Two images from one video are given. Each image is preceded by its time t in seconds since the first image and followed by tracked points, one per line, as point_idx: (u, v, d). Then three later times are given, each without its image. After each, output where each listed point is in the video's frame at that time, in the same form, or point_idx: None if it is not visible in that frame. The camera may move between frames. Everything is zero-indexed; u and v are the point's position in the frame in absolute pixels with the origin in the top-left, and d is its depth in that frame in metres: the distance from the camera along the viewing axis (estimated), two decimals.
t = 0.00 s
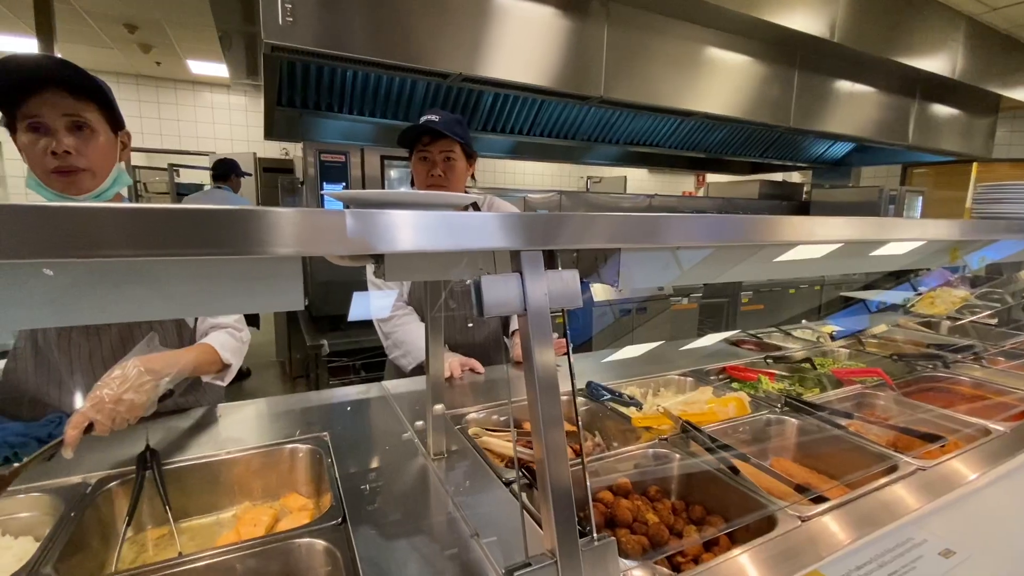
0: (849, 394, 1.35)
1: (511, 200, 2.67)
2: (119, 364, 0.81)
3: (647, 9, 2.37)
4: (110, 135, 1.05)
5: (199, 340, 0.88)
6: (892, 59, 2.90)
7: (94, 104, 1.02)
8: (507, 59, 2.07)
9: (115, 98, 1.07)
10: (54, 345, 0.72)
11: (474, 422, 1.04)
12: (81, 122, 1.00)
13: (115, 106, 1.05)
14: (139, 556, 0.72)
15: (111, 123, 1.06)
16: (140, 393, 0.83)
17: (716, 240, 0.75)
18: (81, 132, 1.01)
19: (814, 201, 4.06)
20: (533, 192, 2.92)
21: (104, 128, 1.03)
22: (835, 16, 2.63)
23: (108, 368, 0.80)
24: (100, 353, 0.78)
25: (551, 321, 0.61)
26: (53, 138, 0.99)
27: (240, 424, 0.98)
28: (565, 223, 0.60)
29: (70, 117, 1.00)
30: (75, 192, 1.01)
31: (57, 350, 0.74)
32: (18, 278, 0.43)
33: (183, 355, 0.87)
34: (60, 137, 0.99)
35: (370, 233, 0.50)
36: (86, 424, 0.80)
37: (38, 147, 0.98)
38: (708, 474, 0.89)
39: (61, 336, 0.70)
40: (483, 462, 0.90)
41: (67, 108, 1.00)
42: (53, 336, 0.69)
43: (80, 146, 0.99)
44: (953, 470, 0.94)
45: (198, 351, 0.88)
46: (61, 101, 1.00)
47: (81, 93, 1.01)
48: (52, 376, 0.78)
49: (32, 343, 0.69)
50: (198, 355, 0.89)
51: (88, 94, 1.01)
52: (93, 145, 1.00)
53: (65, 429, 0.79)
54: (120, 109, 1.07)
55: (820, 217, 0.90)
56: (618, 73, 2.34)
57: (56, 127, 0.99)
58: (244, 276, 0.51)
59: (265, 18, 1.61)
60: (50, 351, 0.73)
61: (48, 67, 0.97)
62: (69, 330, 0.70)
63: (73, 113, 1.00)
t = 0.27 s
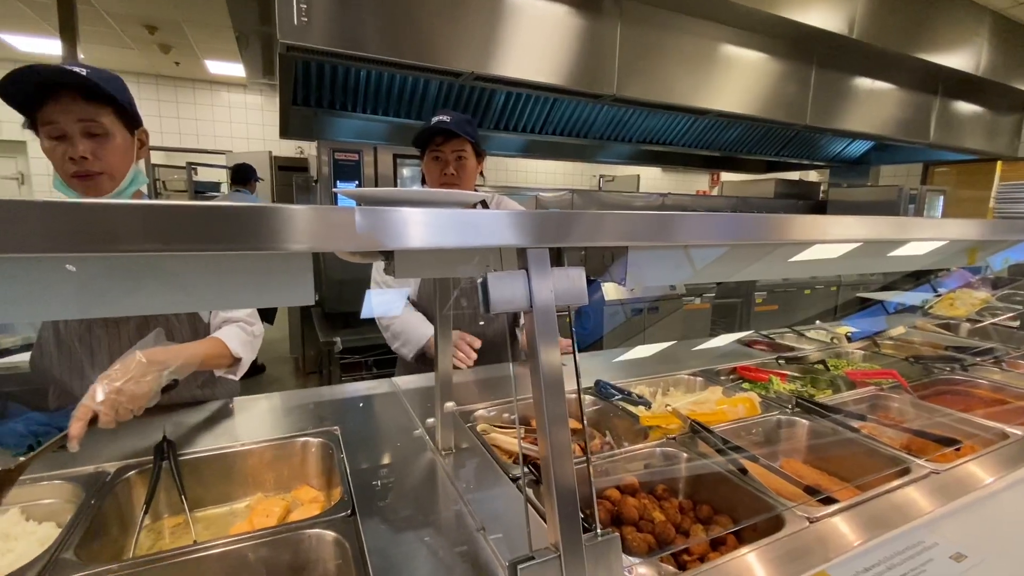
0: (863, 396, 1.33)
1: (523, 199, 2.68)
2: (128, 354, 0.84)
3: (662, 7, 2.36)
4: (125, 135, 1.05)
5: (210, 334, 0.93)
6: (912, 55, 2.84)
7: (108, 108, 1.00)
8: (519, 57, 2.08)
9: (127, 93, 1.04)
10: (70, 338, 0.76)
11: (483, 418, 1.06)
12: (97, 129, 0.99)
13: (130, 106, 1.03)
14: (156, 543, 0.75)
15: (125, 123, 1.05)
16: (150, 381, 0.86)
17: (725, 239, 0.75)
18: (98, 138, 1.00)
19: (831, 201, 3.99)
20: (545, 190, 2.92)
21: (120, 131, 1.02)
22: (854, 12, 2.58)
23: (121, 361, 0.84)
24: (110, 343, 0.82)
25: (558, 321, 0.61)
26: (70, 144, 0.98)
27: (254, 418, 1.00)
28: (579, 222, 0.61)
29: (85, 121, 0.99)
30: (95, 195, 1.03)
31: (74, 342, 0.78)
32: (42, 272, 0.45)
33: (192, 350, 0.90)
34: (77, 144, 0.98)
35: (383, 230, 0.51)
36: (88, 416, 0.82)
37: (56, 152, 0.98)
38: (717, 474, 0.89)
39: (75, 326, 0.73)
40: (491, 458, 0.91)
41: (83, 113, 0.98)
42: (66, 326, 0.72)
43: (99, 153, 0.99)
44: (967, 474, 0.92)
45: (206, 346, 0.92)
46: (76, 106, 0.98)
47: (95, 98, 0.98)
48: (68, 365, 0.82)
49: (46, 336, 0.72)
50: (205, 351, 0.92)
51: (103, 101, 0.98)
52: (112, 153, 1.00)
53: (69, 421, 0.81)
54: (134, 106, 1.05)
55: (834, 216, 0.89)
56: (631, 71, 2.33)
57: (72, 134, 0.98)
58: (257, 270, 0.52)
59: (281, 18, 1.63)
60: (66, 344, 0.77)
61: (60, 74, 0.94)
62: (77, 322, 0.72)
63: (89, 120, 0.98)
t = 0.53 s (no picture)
0: (877, 397, 1.31)
1: (534, 196, 2.68)
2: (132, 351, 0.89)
3: (676, 4, 2.34)
4: (141, 135, 1.00)
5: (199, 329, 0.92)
6: (934, 52, 2.78)
7: (116, 114, 0.94)
8: (532, 55, 2.08)
9: (136, 90, 0.96)
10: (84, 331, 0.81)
11: (491, 414, 1.07)
12: (108, 139, 0.94)
13: (141, 109, 0.96)
14: (172, 530, 0.77)
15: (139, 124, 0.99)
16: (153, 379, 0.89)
17: (737, 236, 0.74)
18: (110, 147, 0.95)
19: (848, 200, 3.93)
20: (556, 189, 2.92)
21: (131, 134, 0.97)
22: (874, 8, 2.53)
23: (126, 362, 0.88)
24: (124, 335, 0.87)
25: (564, 320, 0.61)
26: (85, 154, 0.95)
27: (268, 411, 1.02)
28: (590, 218, 0.61)
29: (95, 134, 0.93)
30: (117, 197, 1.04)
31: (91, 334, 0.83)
32: (65, 267, 0.47)
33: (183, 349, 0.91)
34: (91, 154, 0.95)
35: (395, 225, 0.52)
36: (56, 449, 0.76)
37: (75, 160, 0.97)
38: (726, 473, 0.88)
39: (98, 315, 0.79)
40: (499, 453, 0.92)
41: (90, 122, 0.93)
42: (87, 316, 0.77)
43: (114, 162, 0.96)
44: (983, 477, 0.91)
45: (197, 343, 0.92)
46: (83, 118, 0.92)
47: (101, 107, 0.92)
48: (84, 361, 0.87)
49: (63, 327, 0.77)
50: (197, 349, 0.92)
51: (108, 111, 0.92)
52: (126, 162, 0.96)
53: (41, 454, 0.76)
54: (145, 105, 0.97)
55: (848, 215, 0.87)
56: (644, 69, 2.31)
57: (84, 144, 0.94)
58: (271, 263, 0.54)
59: (297, 18, 1.65)
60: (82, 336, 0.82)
61: (60, 88, 0.88)
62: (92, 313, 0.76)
63: (97, 130, 0.93)
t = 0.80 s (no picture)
0: (894, 398, 1.29)
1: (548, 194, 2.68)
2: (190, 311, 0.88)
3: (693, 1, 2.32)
4: (163, 133, 1.02)
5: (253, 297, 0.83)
6: (959, 47, 2.72)
7: (140, 114, 0.97)
8: (546, 53, 2.08)
9: (157, 89, 0.99)
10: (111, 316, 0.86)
11: (502, 409, 1.08)
12: (131, 138, 0.97)
13: (163, 107, 0.99)
14: (192, 514, 0.79)
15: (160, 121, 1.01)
16: (211, 342, 0.89)
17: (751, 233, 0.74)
18: (134, 145, 0.99)
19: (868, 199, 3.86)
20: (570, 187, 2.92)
21: (155, 133, 1.00)
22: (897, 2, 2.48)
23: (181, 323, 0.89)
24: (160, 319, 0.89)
25: (576, 319, 0.61)
26: (111, 152, 0.99)
27: (283, 402, 1.04)
28: (603, 213, 0.61)
29: (120, 133, 0.97)
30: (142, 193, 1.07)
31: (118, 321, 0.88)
32: (90, 262, 0.49)
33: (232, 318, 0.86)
34: (117, 152, 0.98)
35: (411, 219, 0.53)
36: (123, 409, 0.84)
37: (102, 158, 1.00)
38: (738, 471, 0.88)
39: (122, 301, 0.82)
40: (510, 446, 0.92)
41: (114, 122, 0.96)
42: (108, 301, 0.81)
43: (139, 160, 1.00)
44: (1001, 478, 0.89)
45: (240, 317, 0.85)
46: (109, 118, 0.95)
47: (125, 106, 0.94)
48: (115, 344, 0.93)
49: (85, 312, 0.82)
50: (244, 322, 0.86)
51: (130, 109, 0.94)
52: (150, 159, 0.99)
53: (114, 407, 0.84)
54: (166, 103, 1.00)
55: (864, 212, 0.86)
56: (659, 66, 2.30)
57: (109, 143, 0.98)
58: (287, 253, 0.55)
59: (314, 17, 1.68)
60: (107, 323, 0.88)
61: (85, 88, 0.91)
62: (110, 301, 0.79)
63: (121, 129, 0.96)
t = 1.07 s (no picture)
0: (915, 399, 1.27)
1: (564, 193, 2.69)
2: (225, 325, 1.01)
3: None
4: (195, 132, 1.06)
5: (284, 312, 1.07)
6: (988, 42, 2.65)
7: (174, 112, 1.00)
8: (563, 51, 2.08)
9: (191, 88, 1.02)
10: (145, 308, 0.88)
11: (518, 404, 1.09)
12: (167, 136, 1.01)
13: (196, 106, 1.03)
14: (218, 500, 0.82)
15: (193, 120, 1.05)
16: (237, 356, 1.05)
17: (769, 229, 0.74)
18: (168, 143, 1.02)
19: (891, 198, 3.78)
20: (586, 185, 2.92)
21: (188, 131, 1.03)
22: None
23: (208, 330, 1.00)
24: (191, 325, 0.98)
25: (592, 316, 0.61)
26: (146, 149, 1.02)
27: (305, 395, 1.07)
28: (621, 209, 0.62)
29: (155, 130, 1.00)
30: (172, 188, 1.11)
31: (149, 311, 0.91)
32: (119, 257, 0.52)
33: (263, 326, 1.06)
34: (151, 149, 1.02)
35: (432, 214, 0.54)
36: (158, 397, 0.92)
37: (136, 154, 1.04)
38: (754, 469, 0.88)
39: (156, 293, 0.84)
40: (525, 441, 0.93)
41: (151, 120, 0.99)
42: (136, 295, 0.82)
43: (173, 157, 1.03)
44: None
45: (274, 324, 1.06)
46: (145, 115, 0.98)
47: (162, 105, 0.98)
48: (148, 331, 0.96)
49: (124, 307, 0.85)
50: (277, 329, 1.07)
51: (167, 108, 0.98)
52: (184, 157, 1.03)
53: (144, 400, 0.92)
54: (199, 102, 1.03)
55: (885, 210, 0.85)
56: (677, 64, 2.29)
57: (145, 140, 1.01)
58: (305, 246, 0.57)
59: (335, 18, 1.71)
60: (139, 315, 0.90)
61: (124, 87, 0.94)
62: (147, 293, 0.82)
63: (158, 127, 1.00)
